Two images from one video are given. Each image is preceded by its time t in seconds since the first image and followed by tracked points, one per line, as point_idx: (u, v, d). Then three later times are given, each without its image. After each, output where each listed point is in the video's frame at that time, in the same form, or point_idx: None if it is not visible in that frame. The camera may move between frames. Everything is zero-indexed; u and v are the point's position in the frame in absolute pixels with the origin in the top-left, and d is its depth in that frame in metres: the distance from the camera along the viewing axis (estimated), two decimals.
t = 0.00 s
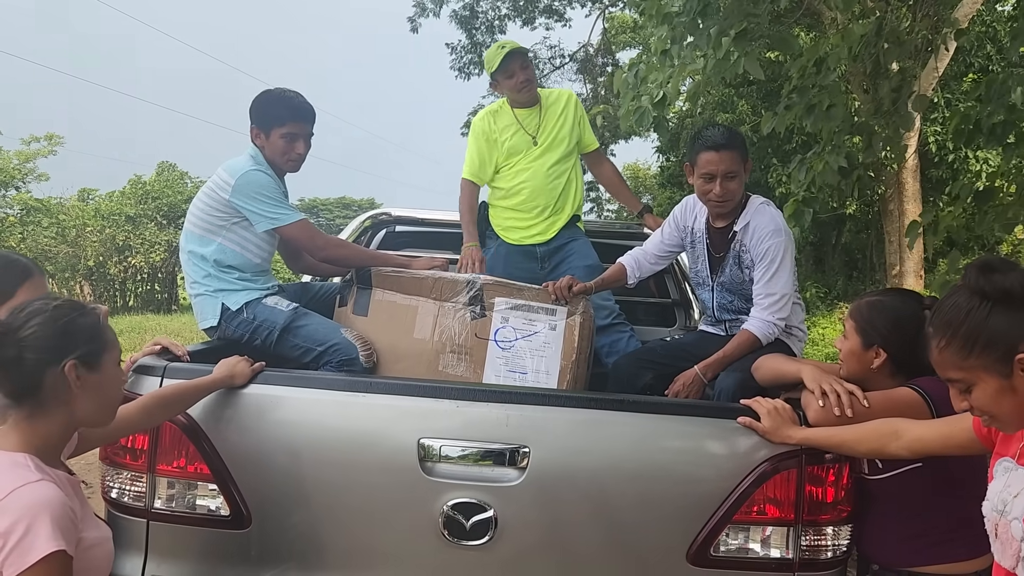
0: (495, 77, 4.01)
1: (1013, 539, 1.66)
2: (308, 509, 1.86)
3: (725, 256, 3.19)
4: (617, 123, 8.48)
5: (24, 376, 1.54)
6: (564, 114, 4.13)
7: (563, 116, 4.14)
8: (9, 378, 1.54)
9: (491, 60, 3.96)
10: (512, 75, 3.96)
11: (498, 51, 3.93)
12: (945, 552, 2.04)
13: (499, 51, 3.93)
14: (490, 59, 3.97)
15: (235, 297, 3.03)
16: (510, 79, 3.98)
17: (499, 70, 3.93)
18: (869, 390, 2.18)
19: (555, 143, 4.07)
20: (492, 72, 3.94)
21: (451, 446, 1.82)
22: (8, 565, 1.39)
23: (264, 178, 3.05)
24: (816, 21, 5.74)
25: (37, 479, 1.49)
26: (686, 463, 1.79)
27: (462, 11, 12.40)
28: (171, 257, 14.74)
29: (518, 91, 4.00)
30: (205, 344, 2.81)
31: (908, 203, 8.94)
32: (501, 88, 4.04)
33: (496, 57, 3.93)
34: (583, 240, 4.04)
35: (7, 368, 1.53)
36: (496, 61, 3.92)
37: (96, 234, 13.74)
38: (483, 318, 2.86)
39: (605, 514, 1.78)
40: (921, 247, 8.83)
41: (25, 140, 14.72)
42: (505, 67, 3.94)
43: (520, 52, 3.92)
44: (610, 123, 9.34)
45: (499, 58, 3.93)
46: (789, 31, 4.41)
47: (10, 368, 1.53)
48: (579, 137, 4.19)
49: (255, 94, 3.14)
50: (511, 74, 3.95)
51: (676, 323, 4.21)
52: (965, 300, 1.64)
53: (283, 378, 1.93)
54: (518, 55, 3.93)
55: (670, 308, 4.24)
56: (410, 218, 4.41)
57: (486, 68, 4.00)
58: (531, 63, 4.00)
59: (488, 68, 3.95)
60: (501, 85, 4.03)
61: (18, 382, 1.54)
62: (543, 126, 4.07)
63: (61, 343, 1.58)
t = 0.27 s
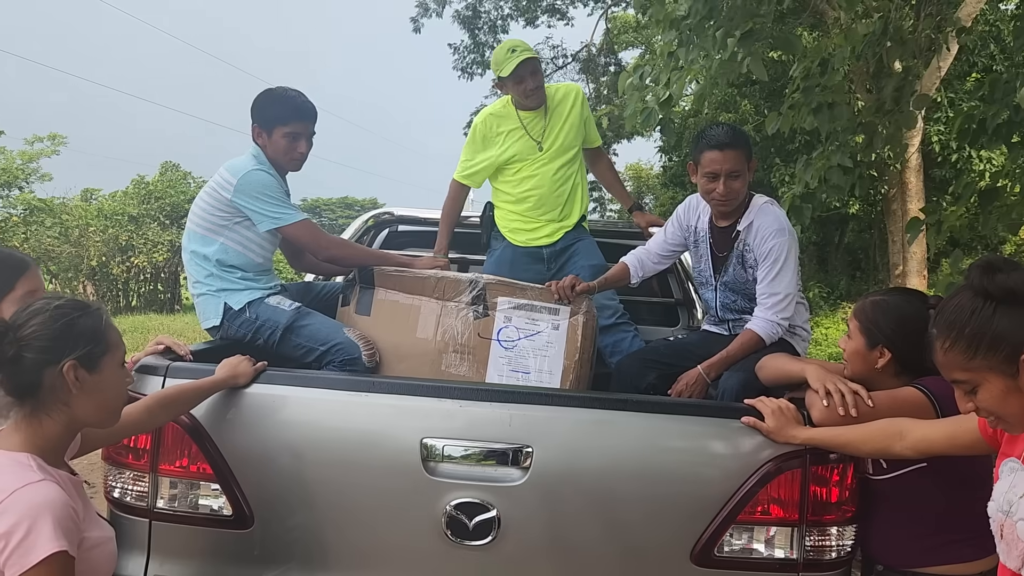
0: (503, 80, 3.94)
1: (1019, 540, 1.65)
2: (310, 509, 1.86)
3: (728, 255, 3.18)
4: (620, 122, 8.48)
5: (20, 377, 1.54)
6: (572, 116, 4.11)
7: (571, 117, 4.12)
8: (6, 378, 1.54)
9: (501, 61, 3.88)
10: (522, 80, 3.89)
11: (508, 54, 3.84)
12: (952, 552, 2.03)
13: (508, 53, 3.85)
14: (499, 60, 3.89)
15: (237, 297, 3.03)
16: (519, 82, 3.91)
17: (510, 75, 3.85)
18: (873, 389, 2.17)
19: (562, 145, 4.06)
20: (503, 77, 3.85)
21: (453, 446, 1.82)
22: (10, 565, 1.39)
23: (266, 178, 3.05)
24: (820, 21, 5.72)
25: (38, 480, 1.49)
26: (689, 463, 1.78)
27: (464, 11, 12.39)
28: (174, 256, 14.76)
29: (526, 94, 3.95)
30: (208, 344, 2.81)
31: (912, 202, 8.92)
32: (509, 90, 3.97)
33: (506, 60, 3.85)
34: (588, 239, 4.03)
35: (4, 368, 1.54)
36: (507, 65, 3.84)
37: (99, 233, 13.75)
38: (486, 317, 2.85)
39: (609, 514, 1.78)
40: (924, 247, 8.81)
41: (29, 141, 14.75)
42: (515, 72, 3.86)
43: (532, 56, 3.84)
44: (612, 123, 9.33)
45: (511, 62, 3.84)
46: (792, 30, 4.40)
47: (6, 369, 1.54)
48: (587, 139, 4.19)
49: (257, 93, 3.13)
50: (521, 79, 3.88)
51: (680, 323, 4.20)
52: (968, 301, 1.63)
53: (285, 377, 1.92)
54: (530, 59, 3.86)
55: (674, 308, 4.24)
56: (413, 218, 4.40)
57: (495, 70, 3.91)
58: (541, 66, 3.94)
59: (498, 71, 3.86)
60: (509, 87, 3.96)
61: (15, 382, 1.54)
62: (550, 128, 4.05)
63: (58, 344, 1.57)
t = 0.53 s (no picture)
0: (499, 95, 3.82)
1: None
2: (314, 509, 1.86)
3: (733, 255, 3.17)
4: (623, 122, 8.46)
5: (18, 376, 1.56)
6: (574, 124, 4.02)
7: (573, 124, 4.03)
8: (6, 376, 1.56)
9: (493, 76, 3.77)
10: (514, 96, 3.79)
11: (499, 70, 3.72)
12: (958, 553, 2.02)
13: (499, 68, 3.73)
14: (492, 73, 3.78)
15: (241, 297, 3.03)
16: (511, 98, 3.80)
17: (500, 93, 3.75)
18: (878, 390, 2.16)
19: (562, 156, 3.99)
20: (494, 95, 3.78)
21: (457, 446, 1.81)
22: (12, 567, 1.39)
23: (269, 178, 3.04)
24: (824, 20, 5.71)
25: (39, 480, 1.49)
26: (694, 463, 1.77)
27: (468, 11, 12.40)
28: (178, 257, 14.78)
29: (520, 108, 3.85)
30: (211, 344, 2.81)
31: (916, 202, 8.89)
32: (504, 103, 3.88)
33: (497, 77, 3.73)
34: (589, 238, 4.04)
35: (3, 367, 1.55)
36: (498, 83, 3.73)
37: (103, 234, 13.78)
38: (489, 317, 2.84)
39: (612, 514, 1.77)
40: (928, 247, 8.79)
41: (33, 141, 14.77)
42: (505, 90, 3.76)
43: (523, 72, 3.70)
44: (615, 122, 9.32)
45: (501, 80, 3.72)
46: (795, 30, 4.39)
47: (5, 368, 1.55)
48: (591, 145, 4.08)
49: (260, 93, 3.13)
50: (513, 95, 3.78)
51: (683, 323, 4.20)
52: (973, 301, 1.63)
53: (288, 377, 1.92)
54: (522, 74, 3.71)
55: (677, 308, 4.23)
56: (417, 218, 4.40)
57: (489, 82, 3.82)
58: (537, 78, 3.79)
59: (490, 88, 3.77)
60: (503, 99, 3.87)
61: (14, 381, 1.56)
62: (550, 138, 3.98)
63: (54, 345, 1.57)
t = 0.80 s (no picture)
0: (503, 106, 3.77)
1: None
2: (319, 509, 1.86)
3: (737, 255, 3.16)
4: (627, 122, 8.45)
5: (19, 377, 1.56)
6: (576, 132, 4.02)
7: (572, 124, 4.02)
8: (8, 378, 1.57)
9: (499, 93, 3.72)
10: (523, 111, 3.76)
11: (508, 86, 3.69)
12: (963, 553, 2.02)
13: (507, 84, 3.70)
14: (494, 88, 3.72)
15: (245, 297, 3.04)
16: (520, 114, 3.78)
17: (514, 110, 3.71)
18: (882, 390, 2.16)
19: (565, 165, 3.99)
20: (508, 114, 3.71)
21: (461, 446, 1.81)
22: (13, 565, 1.40)
23: (273, 179, 3.05)
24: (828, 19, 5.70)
25: (42, 479, 1.50)
26: (699, 463, 1.77)
27: (471, 10, 12.41)
28: (183, 256, 14.81)
29: (527, 122, 3.83)
30: (216, 343, 2.82)
31: (920, 201, 8.87)
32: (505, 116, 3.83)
33: (508, 94, 3.70)
34: (594, 235, 4.03)
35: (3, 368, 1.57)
36: (512, 100, 3.69)
37: (108, 234, 13.81)
38: (494, 317, 2.85)
39: (616, 514, 1.77)
40: (933, 246, 8.77)
41: (39, 141, 14.80)
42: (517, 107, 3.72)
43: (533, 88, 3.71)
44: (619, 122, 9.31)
45: (516, 97, 3.70)
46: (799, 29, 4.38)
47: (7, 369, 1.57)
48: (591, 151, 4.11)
49: (264, 94, 3.14)
50: (525, 111, 3.76)
51: (687, 322, 4.20)
52: (977, 301, 1.62)
53: (292, 377, 1.92)
54: (530, 89, 3.73)
55: (681, 308, 4.23)
56: (421, 218, 4.40)
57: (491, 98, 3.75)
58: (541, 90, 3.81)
59: (499, 105, 3.71)
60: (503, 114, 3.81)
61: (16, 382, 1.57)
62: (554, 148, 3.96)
63: (52, 347, 1.57)
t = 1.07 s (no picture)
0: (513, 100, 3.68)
1: None
2: (323, 508, 1.87)
3: (740, 255, 3.17)
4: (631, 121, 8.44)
5: (31, 375, 1.57)
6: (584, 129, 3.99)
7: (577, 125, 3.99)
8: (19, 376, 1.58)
9: (511, 85, 3.63)
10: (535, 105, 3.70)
11: (523, 78, 3.61)
12: (967, 554, 2.01)
13: (522, 76, 3.61)
14: (507, 79, 3.63)
15: (250, 297, 3.05)
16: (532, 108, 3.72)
17: (528, 102, 3.62)
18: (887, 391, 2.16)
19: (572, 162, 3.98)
20: (520, 107, 3.63)
21: (465, 446, 1.82)
22: (15, 561, 1.41)
23: (278, 179, 3.06)
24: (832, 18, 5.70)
25: (47, 477, 1.51)
26: (703, 463, 1.78)
27: (475, 10, 12.42)
28: (187, 256, 14.84)
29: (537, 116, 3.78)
30: (221, 343, 2.82)
31: (925, 201, 8.86)
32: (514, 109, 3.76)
33: (522, 86, 3.61)
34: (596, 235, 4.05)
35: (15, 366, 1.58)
36: (527, 91, 3.61)
37: (112, 234, 13.85)
38: (497, 317, 2.85)
39: (620, 514, 1.78)
40: (938, 246, 8.75)
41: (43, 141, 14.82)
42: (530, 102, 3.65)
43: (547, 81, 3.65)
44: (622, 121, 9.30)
45: (531, 89, 3.62)
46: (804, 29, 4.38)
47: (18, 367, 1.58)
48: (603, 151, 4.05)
49: (269, 95, 3.15)
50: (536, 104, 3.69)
51: (691, 322, 4.20)
52: (979, 304, 1.62)
53: (297, 377, 1.93)
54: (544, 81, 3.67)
55: (685, 308, 4.24)
56: (425, 218, 4.41)
57: (502, 89, 3.66)
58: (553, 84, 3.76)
59: (513, 96, 3.61)
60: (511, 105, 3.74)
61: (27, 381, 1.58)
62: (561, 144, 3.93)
63: (65, 345, 1.58)
